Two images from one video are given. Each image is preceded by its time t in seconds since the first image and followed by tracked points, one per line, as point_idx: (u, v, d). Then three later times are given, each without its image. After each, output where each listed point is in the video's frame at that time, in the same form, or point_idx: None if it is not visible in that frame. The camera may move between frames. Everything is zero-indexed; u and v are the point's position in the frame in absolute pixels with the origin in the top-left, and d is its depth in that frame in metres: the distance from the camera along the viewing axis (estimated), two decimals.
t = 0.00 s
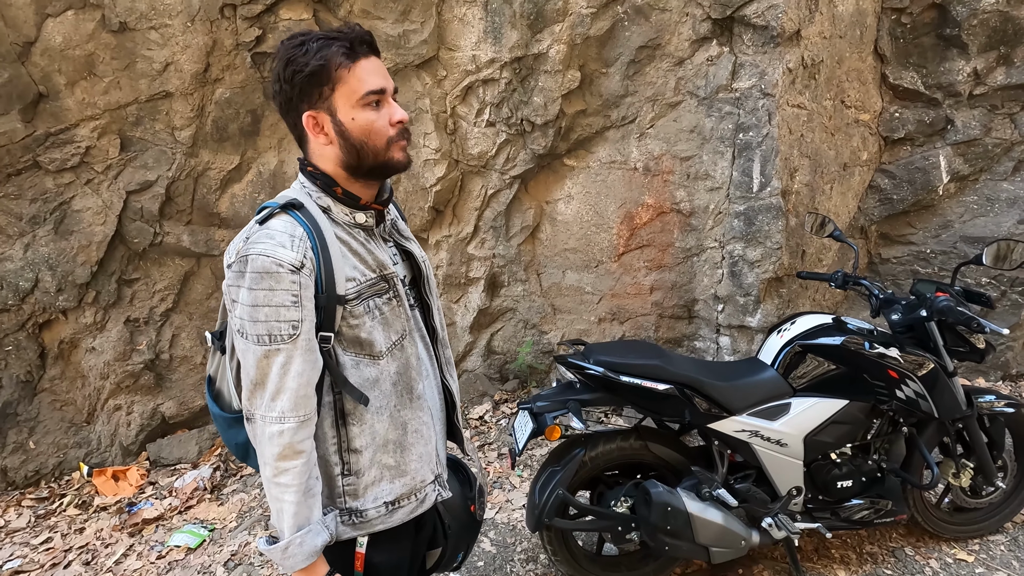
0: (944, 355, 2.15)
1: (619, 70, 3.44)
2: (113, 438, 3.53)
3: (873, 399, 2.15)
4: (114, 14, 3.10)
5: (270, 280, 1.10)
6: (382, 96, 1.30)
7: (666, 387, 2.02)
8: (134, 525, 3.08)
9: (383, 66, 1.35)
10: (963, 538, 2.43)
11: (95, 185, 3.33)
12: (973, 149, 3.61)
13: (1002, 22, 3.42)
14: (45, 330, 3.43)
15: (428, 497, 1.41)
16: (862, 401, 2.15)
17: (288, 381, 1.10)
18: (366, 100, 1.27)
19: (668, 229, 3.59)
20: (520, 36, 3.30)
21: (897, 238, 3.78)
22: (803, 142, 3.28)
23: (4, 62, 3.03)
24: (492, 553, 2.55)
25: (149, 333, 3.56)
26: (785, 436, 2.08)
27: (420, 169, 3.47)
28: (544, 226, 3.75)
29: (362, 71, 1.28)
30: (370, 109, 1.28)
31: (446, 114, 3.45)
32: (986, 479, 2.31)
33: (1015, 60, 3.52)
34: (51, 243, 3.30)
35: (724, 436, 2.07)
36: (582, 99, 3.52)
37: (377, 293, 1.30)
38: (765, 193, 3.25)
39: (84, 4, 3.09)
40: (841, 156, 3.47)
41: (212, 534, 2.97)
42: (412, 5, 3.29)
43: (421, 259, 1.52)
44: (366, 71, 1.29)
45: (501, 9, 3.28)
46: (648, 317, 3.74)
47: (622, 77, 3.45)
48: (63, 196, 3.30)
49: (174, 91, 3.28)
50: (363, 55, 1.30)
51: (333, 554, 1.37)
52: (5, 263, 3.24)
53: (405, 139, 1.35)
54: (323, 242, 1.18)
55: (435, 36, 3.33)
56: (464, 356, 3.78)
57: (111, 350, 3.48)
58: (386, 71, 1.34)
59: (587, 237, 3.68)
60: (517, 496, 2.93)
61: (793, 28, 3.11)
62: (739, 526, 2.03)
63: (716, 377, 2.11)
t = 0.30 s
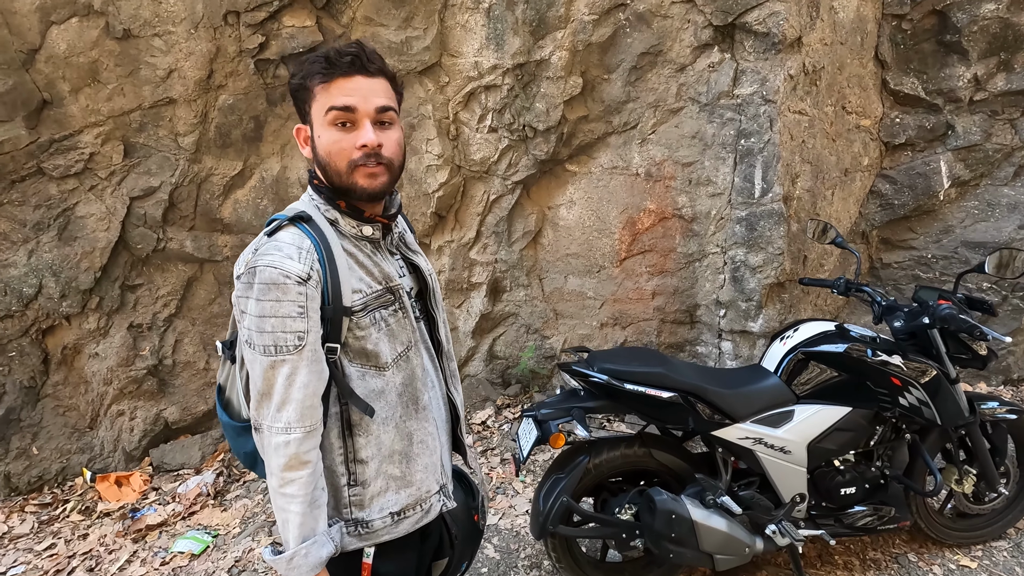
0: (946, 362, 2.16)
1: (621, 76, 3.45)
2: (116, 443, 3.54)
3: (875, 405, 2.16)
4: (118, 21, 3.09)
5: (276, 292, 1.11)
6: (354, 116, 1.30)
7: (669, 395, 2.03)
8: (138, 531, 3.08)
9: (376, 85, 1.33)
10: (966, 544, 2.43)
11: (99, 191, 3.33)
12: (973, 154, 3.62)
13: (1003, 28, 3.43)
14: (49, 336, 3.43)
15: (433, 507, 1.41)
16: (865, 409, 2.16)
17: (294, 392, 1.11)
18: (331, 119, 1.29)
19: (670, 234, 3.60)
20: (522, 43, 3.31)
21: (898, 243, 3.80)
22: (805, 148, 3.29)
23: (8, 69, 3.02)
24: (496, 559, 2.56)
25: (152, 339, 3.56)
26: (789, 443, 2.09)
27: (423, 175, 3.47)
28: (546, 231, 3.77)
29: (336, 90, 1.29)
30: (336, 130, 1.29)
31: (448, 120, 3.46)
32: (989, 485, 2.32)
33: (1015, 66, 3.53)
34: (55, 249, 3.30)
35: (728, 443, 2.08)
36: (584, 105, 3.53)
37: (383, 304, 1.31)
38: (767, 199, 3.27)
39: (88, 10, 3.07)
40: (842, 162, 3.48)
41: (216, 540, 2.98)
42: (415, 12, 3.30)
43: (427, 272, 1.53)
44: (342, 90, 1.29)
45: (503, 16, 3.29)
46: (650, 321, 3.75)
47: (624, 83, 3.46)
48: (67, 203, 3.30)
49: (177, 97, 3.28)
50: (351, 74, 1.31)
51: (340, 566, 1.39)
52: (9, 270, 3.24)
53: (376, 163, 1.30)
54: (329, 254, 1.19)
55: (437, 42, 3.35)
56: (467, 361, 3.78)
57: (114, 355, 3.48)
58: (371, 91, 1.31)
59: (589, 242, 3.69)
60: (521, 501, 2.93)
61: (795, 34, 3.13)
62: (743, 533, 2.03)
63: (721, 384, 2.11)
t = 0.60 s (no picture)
0: (950, 368, 2.17)
1: (623, 81, 3.47)
2: (119, 448, 3.53)
3: (880, 411, 2.17)
4: (122, 27, 3.09)
5: (288, 305, 1.11)
6: (358, 136, 1.29)
7: (675, 402, 2.03)
8: (141, 536, 3.08)
9: (378, 101, 1.31)
10: (970, 549, 2.44)
11: (103, 197, 3.33)
12: (974, 159, 3.63)
13: (1004, 33, 3.44)
14: (52, 341, 3.43)
15: (440, 519, 1.42)
16: (870, 415, 2.17)
17: (303, 405, 1.11)
18: (336, 142, 1.28)
19: (672, 238, 3.61)
20: (525, 48, 3.32)
21: (900, 247, 3.82)
22: (807, 153, 3.30)
23: (12, 75, 3.02)
24: (500, 564, 2.56)
25: (155, 344, 3.56)
26: (794, 449, 2.09)
27: (426, 180, 3.47)
28: (548, 235, 3.77)
29: (339, 112, 1.28)
30: (343, 151, 1.29)
31: (451, 125, 3.46)
32: (992, 490, 2.33)
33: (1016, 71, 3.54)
34: (58, 255, 3.29)
35: (733, 449, 2.09)
36: (587, 110, 3.54)
37: (393, 317, 1.31)
38: (770, 204, 3.28)
39: (92, 17, 3.08)
40: (844, 166, 3.50)
41: (220, 546, 2.98)
42: (418, 18, 3.31)
43: (438, 284, 1.54)
44: (345, 111, 1.28)
45: (506, 22, 3.29)
46: (652, 326, 3.76)
47: (627, 88, 3.48)
48: (70, 208, 3.30)
49: (180, 103, 3.28)
50: (351, 93, 1.29)
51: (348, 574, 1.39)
52: (12, 275, 3.23)
53: (385, 180, 1.30)
54: (340, 267, 1.19)
55: (440, 47, 3.36)
56: (469, 365, 3.78)
57: (117, 360, 3.48)
58: (374, 109, 1.30)
59: (592, 246, 3.70)
60: (524, 506, 2.93)
61: (797, 40, 3.13)
62: (748, 539, 2.04)
63: (726, 390, 2.12)
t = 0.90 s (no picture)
0: (953, 367, 2.16)
1: (624, 81, 3.46)
2: (117, 449, 3.52)
3: (882, 411, 2.16)
4: (120, 27, 3.08)
5: (292, 308, 1.10)
6: (355, 138, 1.28)
7: (677, 402, 2.03)
8: (140, 538, 3.07)
9: (375, 101, 1.30)
10: (972, 548, 2.44)
11: (101, 197, 3.32)
12: (975, 158, 3.63)
13: (1004, 33, 3.44)
14: (50, 342, 3.41)
15: (447, 520, 1.41)
16: (872, 414, 2.16)
17: (308, 408, 1.10)
18: (334, 145, 1.27)
19: (673, 238, 3.61)
20: (525, 48, 3.31)
21: (900, 246, 3.82)
22: (807, 152, 3.29)
23: (10, 75, 3.00)
24: (501, 565, 2.55)
25: (155, 345, 3.54)
26: (796, 448, 2.09)
27: (426, 180, 3.46)
28: (548, 235, 3.77)
29: (335, 114, 1.27)
30: (341, 154, 1.28)
31: (451, 125, 3.45)
32: (995, 489, 2.32)
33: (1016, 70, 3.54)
34: (56, 255, 3.28)
35: (735, 449, 2.08)
36: (587, 109, 3.53)
37: (398, 318, 1.30)
38: (770, 203, 3.27)
39: (90, 16, 3.06)
40: (845, 166, 3.49)
41: (220, 547, 2.96)
42: (418, 17, 3.30)
43: (442, 283, 1.53)
44: (342, 114, 1.27)
45: (506, 21, 3.29)
46: (653, 326, 3.75)
47: (627, 88, 3.47)
48: (69, 208, 3.28)
49: (179, 103, 3.27)
50: (346, 94, 1.28)
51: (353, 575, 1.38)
52: (10, 276, 3.22)
53: (384, 182, 1.29)
54: (344, 269, 1.18)
55: (440, 47, 3.35)
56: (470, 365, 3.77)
57: (116, 361, 3.46)
58: (371, 110, 1.28)
59: (592, 246, 3.69)
60: (525, 506, 2.92)
61: (797, 39, 3.13)
62: (751, 539, 2.03)
63: (727, 390, 2.11)
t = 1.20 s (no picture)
0: (952, 366, 2.16)
1: (623, 80, 3.46)
2: (116, 449, 3.51)
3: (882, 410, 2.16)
4: (118, 26, 3.07)
5: (291, 309, 1.10)
6: (356, 133, 1.27)
7: (677, 401, 2.03)
8: (139, 538, 3.06)
9: (379, 98, 1.29)
10: (972, 547, 2.44)
11: (100, 196, 3.31)
12: (974, 157, 3.63)
13: (1003, 32, 3.44)
14: (49, 342, 3.40)
15: (448, 520, 1.41)
16: (872, 414, 2.17)
17: (307, 409, 1.10)
18: (335, 139, 1.27)
19: (672, 237, 3.61)
20: (524, 47, 3.31)
21: (899, 245, 3.83)
22: (807, 151, 3.29)
23: (8, 74, 3.00)
24: (501, 565, 2.55)
25: (153, 344, 3.53)
26: (796, 448, 2.09)
27: (425, 179, 3.46)
28: (548, 234, 3.76)
29: (338, 109, 1.27)
30: (342, 149, 1.27)
31: (450, 124, 3.45)
32: (994, 488, 2.32)
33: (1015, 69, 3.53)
34: (55, 255, 3.27)
35: (735, 449, 2.08)
36: (586, 109, 3.53)
37: (398, 317, 1.30)
38: (769, 203, 3.27)
39: (89, 15, 3.06)
40: (844, 165, 3.49)
41: (219, 547, 2.96)
42: (417, 16, 3.30)
43: (441, 282, 1.53)
44: (345, 108, 1.27)
45: (505, 20, 3.29)
46: (652, 325, 3.75)
47: (626, 87, 3.47)
48: (67, 208, 3.27)
49: (178, 102, 3.26)
50: (349, 89, 1.27)
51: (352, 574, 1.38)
52: (8, 276, 3.21)
53: (384, 178, 1.28)
54: (343, 269, 1.18)
55: (439, 46, 3.34)
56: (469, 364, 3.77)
57: (115, 361, 3.46)
58: (375, 106, 1.28)
59: (592, 245, 3.69)
60: (525, 506, 2.92)
61: (797, 38, 3.13)
62: (750, 539, 2.03)
63: (727, 389, 2.11)
